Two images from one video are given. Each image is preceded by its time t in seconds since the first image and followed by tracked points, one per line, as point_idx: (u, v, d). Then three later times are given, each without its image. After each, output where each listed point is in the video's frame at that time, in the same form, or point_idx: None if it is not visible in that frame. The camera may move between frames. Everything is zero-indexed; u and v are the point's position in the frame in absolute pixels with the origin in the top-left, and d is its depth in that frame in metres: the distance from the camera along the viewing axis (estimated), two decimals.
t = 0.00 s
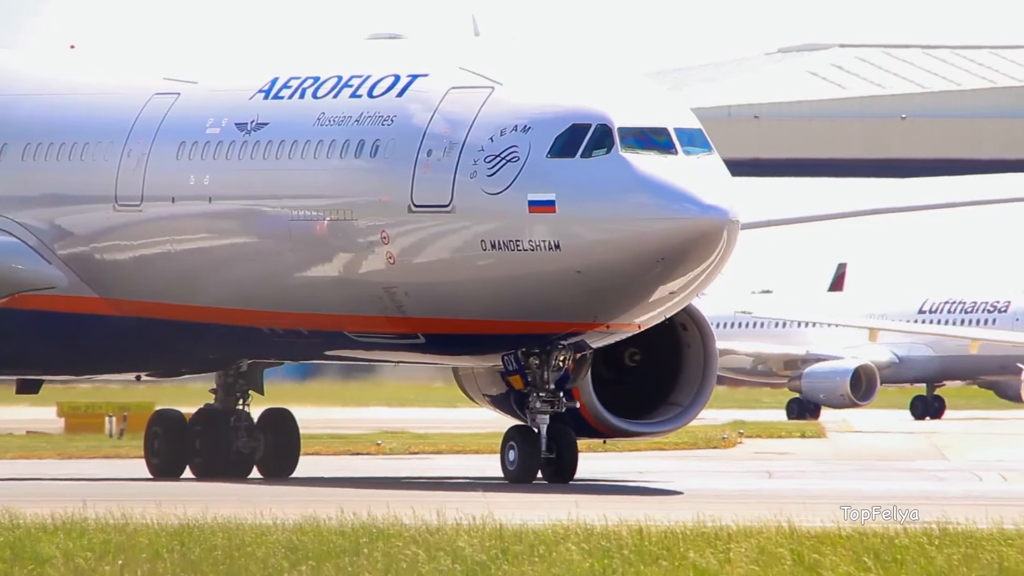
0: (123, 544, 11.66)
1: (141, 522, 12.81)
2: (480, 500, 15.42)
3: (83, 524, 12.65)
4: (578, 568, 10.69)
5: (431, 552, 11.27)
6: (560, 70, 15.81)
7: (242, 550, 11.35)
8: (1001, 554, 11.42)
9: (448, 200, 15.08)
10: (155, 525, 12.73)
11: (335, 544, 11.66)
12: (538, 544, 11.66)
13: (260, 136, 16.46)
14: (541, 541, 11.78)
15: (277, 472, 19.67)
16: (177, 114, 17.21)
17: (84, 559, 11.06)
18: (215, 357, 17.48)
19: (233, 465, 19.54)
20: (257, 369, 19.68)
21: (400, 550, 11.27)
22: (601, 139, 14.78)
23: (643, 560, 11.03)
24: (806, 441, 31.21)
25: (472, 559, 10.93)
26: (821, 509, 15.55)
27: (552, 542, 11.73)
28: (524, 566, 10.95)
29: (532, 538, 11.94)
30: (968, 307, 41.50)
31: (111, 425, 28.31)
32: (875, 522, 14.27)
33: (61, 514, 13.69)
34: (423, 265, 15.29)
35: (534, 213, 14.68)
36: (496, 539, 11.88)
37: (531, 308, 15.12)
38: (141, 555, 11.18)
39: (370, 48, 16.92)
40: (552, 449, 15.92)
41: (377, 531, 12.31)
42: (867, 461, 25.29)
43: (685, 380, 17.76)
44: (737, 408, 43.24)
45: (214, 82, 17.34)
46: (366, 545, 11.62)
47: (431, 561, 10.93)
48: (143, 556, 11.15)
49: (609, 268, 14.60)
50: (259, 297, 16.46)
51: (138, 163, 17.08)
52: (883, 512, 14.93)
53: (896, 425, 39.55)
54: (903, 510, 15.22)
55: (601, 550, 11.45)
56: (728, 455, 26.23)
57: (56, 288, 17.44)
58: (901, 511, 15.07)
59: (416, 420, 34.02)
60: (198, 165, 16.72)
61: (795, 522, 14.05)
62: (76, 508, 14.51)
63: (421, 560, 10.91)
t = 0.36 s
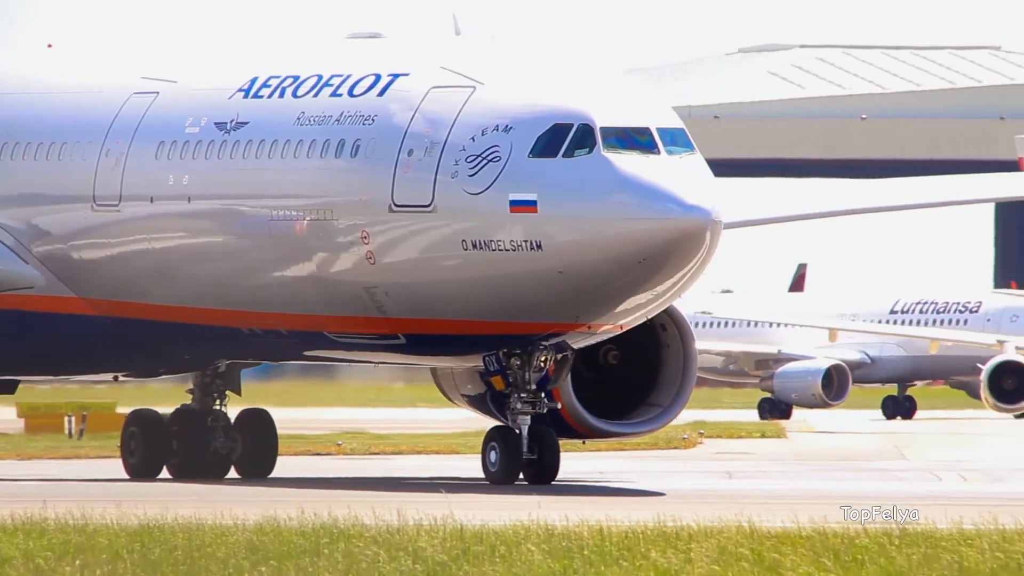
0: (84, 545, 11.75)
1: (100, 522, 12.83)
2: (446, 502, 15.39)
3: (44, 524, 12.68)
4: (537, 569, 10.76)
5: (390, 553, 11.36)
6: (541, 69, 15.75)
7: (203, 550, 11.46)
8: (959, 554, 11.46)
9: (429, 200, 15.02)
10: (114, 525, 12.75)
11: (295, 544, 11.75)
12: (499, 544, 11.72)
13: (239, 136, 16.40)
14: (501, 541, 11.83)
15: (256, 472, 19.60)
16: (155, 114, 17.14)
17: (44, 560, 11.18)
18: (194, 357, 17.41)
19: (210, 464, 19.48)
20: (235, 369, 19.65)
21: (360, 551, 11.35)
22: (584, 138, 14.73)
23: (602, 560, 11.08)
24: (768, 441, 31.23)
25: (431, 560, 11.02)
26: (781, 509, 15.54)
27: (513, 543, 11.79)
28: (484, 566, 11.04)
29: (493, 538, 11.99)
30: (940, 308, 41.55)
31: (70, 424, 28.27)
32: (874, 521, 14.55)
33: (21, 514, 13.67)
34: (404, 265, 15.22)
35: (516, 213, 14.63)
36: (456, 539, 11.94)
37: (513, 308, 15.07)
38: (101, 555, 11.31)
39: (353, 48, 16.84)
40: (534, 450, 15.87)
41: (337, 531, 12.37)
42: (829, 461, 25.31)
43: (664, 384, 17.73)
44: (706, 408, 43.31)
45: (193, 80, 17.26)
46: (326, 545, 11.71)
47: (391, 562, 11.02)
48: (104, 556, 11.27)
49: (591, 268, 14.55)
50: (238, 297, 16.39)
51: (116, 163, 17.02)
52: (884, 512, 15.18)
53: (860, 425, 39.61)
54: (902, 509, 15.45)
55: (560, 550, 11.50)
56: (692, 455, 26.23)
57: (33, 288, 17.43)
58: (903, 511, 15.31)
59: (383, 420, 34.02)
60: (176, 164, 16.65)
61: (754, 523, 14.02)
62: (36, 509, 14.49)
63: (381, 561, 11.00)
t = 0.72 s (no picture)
0: (52, 545, 11.75)
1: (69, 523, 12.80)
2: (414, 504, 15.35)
3: (12, 525, 12.66)
4: (505, 570, 10.75)
5: (359, 553, 11.35)
6: (530, 68, 15.70)
7: (171, 550, 11.47)
8: (928, 554, 11.43)
9: (418, 200, 14.96)
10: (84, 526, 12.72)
11: (263, 544, 11.73)
12: (468, 544, 11.69)
13: (227, 136, 16.33)
14: (471, 541, 11.81)
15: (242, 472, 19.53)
16: (142, 113, 17.06)
17: (12, 560, 11.18)
18: (182, 357, 17.35)
19: (197, 464, 19.38)
20: (220, 370, 19.52)
21: (329, 551, 11.34)
22: (574, 138, 14.68)
23: (570, 560, 11.05)
24: (737, 441, 31.22)
25: (400, 560, 11.01)
26: (750, 509, 15.51)
27: (483, 543, 11.76)
28: (453, 566, 11.02)
29: (462, 538, 11.97)
30: (921, 308, 41.55)
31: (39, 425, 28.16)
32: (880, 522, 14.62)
33: None
34: (393, 265, 15.16)
35: (506, 214, 14.57)
36: (426, 539, 11.92)
37: (503, 309, 15.02)
38: (69, 556, 11.33)
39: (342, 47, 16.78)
40: (524, 450, 15.83)
41: (306, 531, 12.36)
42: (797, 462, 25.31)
43: (652, 383, 17.67)
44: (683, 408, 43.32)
45: (180, 79, 17.19)
46: (295, 545, 11.70)
47: (360, 562, 11.03)
48: (72, 557, 11.29)
49: (582, 268, 14.50)
50: (225, 297, 16.32)
51: (103, 162, 16.95)
52: (886, 512, 15.27)
53: (833, 425, 39.63)
54: (903, 509, 15.57)
55: (529, 550, 11.47)
56: (662, 456, 26.20)
57: (21, 288, 17.38)
58: (902, 511, 15.40)
59: (357, 420, 33.98)
60: (163, 164, 16.58)
61: (724, 523, 13.99)
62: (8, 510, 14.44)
63: (350, 561, 10.99)
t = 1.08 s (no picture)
0: (38, 545, 11.70)
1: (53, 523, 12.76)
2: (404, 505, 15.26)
3: None
4: (491, 571, 10.66)
5: (346, 553, 11.29)
6: (536, 67, 15.62)
7: (158, 550, 11.41)
8: (916, 554, 11.33)
9: (425, 200, 14.89)
10: (69, 525, 12.68)
11: (250, 544, 11.67)
12: (455, 544, 11.61)
13: (232, 135, 16.26)
14: (458, 541, 11.72)
15: (244, 471, 19.48)
16: (145, 113, 16.99)
17: None
18: (184, 358, 17.28)
19: (198, 464, 19.32)
20: (222, 370, 19.46)
21: (316, 551, 11.28)
22: (581, 139, 14.61)
23: (557, 560, 10.96)
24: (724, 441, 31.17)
25: (387, 560, 10.94)
26: (744, 509, 15.43)
27: (469, 543, 11.67)
28: (440, 567, 10.95)
29: (449, 538, 11.89)
30: (918, 308, 41.49)
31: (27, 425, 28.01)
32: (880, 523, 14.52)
33: None
34: (400, 265, 15.08)
35: (513, 214, 14.50)
36: (413, 539, 11.84)
37: (509, 309, 14.95)
38: (56, 556, 11.29)
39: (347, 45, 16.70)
40: (530, 453, 15.77)
41: (293, 531, 12.30)
42: (784, 461, 25.26)
43: (655, 385, 17.61)
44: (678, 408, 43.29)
45: (183, 78, 17.11)
46: (281, 546, 11.63)
47: (346, 562, 10.96)
48: (58, 557, 11.24)
49: (588, 269, 14.42)
50: (229, 297, 16.25)
51: (106, 162, 16.88)
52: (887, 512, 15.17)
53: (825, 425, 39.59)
54: (903, 509, 15.47)
55: (516, 550, 11.38)
56: (650, 455, 26.14)
57: (23, 288, 17.31)
58: (899, 511, 15.30)
59: (347, 421, 33.89)
60: (167, 164, 16.50)
61: (710, 522, 13.93)
62: None
63: (337, 561, 10.93)
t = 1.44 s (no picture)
0: (15, 545, 11.64)
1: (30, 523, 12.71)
2: (375, 503, 15.35)
3: None
4: (468, 571, 10.60)
5: (324, 553, 11.24)
6: (537, 67, 15.56)
7: (135, 550, 11.36)
8: (894, 554, 11.27)
9: (427, 200, 14.82)
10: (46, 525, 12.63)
11: (228, 544, 11.61)
12: (432, 544, 11.56)
13: (231, 134, 16.19)
14: (435, 541, 11.67)
15: (239, 472, 19.38)
16: (144, 112, 16.91)
17: None
18: (182, 358, 17.20)
19: (194, 465, 19.23)
20: (218, 370, 19.37)
21: (294, 552, 11.23)
22: (585, 138, 14.55)
23: (535, 560, 10.90)
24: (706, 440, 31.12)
25: (365, 560, 10.89)
26: (738, 510, 15.38)
27: (446, 543, 11.62)
28: (418, 567, 10.90)
29: (426, 538, 11.84)
30: (907, 308, 41.46)
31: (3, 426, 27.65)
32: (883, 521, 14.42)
33: None
34: (403, 265, 15.02)
35: (515, 214, 14.43)
36: (390, 539, 11.79)
37: (512, 309, 14.88)
38: (33, 556, 11.23)
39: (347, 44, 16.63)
40: (533, 453, 15.70)
41: (271, 531, 12.24)
42: (761, 461, 25.18)
43: (652, 385, 17.54)
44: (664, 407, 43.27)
45: (182, 78, 17.03)
46: (260, 545, 11.58)
47: (324, 563, 10.90)
48: (35, 557, 11.18)
49: (591, 269, 14.36)
50: (229, 297, 16.17)
51: (104, 162, 16.80)
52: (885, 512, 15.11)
53: (808, 425, 39.55)
54: (900, 509, 15.40)
55: (494, 551, 11.33)
56: (628, 455, 26.08)
57: (20, 288, 17.23)
58: (898, 511, 15.22)
59: (326, 422, 33.80)
60: (166, 164, 16.42)
61: (689, 522, 13.87)
62: None
63: (315, 562, 10.87)
